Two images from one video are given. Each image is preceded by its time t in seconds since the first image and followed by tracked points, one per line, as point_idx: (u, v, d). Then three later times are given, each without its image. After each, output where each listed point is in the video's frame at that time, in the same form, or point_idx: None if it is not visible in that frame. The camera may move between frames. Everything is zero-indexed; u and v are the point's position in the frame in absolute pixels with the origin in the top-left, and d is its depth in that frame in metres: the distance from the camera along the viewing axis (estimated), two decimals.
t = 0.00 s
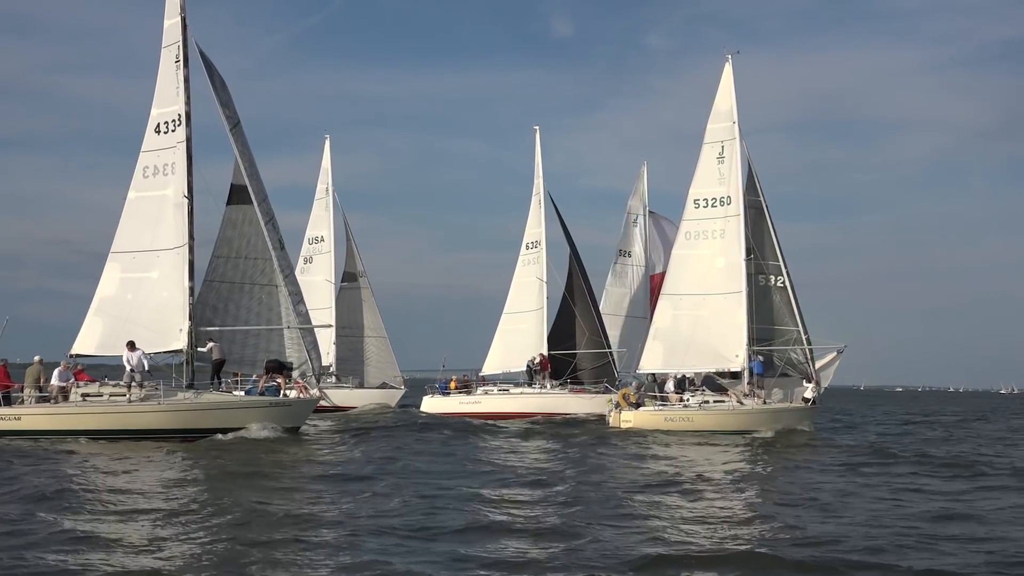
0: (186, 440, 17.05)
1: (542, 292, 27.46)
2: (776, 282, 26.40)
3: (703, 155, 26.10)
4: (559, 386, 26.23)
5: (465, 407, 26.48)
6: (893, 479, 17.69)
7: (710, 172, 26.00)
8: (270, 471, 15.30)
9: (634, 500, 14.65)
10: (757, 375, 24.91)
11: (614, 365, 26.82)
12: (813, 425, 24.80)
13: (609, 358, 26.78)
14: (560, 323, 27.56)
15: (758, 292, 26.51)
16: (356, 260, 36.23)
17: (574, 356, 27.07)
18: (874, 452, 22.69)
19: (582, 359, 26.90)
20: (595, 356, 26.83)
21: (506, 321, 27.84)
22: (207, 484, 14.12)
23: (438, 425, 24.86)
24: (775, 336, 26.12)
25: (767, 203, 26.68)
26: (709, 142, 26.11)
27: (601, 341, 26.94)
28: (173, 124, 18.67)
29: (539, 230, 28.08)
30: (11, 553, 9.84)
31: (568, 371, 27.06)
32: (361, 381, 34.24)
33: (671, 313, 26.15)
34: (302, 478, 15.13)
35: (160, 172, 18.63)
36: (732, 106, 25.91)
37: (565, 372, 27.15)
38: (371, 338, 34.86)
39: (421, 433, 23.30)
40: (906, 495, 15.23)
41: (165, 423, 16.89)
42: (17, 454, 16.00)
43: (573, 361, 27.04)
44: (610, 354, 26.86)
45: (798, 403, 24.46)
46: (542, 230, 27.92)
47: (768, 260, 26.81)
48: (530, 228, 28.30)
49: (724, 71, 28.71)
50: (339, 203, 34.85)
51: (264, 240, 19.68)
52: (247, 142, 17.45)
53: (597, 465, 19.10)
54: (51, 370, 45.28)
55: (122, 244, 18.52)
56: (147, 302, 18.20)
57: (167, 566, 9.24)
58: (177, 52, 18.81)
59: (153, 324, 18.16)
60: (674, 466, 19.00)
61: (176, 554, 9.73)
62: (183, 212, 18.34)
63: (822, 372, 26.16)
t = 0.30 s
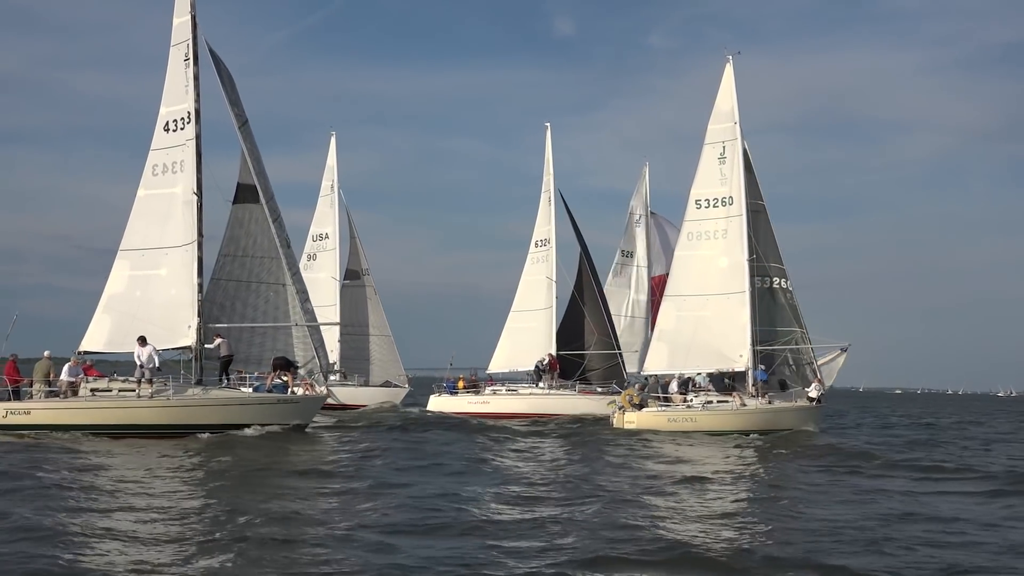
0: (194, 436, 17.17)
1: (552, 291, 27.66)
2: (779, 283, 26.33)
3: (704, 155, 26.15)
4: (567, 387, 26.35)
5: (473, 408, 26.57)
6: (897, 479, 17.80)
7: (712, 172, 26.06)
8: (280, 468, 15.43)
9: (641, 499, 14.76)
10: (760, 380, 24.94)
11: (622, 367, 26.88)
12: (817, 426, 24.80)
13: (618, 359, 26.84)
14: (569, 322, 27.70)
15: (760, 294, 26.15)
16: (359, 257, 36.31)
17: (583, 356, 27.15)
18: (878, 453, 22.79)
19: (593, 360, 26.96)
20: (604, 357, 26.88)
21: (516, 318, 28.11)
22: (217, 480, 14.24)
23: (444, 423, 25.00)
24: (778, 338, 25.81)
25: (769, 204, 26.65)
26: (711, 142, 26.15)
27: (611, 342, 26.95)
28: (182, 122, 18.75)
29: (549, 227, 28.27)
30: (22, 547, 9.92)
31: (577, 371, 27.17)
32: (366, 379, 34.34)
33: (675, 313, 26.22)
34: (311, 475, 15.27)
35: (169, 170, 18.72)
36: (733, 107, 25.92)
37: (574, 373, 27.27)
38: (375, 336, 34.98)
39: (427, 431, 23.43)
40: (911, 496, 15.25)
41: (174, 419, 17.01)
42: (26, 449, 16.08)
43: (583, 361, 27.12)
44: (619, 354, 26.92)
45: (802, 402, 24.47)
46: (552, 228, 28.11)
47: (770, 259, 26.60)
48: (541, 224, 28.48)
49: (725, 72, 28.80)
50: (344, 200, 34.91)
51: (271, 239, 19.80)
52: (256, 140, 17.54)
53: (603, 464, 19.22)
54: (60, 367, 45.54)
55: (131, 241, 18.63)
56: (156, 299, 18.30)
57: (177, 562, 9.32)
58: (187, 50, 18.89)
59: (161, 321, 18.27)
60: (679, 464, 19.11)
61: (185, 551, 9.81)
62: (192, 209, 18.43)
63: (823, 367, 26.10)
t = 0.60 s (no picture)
0: (202, 434, 17.22)
1: (561, 289, 27.86)
2: (783, 281, 26.28)
3: (707, 154, 26.12)
4: (577, 386, 26.38)
5: (486, 407, 26.61)
6: (905, 477, 17.78)
7: (716, 171, 26.06)
8: (289, 465, 15.48)
9: (649, 496, 14.77)
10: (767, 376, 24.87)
11: (633, 365, 26.99)
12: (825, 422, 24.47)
13: (629, 357, 26.92)
14: (579, 320, 27.81)
15: (764, 292, 26.17)
16: (364, 255, 36.31)
17: (595, 354, 27.25)
18: (885, 451, 22.77)
19: (604, 358, 27.09)
20: (615, 355, 26.98)
21: (524, 317, 28.33)
22: (227, 477, 14.30)
23: (451, 422, 25.05)
24: (784, 336, 25.87)
25: (773, 202, 26.65)
26: (714, 140, 26.09)
27: (621, 340, 27.04)
28: (193, 122, 18.82)
29: (558, 224, 28.43)
30: (38, 542, 10.00)
31: (590, 370, 27.31)
32: (373, 378, 34.37)
33: (681, 313, 26.24)
34: (321, 472, 15.32)
35: (179, 169, 18.78)
36: (737, 105, 25.87)
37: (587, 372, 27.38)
38: (380, 335, 35.04)
39: (434, 429, 23.48)
40: (920, 494, 15.19)
41: (184, 417, 17.07)
42: (38, 446, 16.13)
43: (594, 359, 27.23)
44: (630, 353, 26.99)
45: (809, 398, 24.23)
46: (561, 224, 28.28)
47: (773, 259, 26.60)
48: (549, 222, 28.64)
49: (728, 70, 28.77)
50: (350, 197, 34.89)
51: (280, 239, 19.86)
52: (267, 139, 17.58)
53: (611, 461, 19.25)
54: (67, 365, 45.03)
55: (141, 240, 18.70)
56: (165, 298, 18.37)
57: (188, 556, 9.37)
58: (197, 50, 18.96)
59: (171, 319, 18.33)
60: (686, 461, 19.14)
61: (197, 546, 9.88)
62: (203, 208, 18.49)
63: (830, 360, 25.91)
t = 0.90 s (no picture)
0: (206, 433, 17.32)
1: (563, 287, 27.98)
2: (783, 283, 26.24)
3: (707, 156, 26.22)
4: (580, 386, 26.56)
5: (489, 406, 26.69)
6: (905, 475, 17.86)
7: (716, 172, 26.14)
8: (294, 463, 15.58)
9: (650, 494, 14.87)
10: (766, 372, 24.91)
11: (635, 363, 27.08)
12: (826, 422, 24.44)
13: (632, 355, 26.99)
14: (581, 319, 27.92)
15: (763, 293, 26.23)
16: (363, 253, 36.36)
17: (598, 352, 27.26)
18: (885, 449, 22.84)
19: (607, 356, 27.12)
20: (617, 354, 27.07)
21: (525, 314, 28.47)
22: (231, 474, 14.41)
23: (453, 421, 25.14)
24: (784, 336, 25.89)
25: (772, 203, 26.71)
26: (714, 142, 26.20)
27: (623, 338, 27.09)
28: (198, 124, 18.89)
29: (559, 221, 28.54)
30: (46, 538, 10.14)
31: (593, 368, 27.34)
32: (373, 378, 34.42)
33: (681, 313, 26.32)
34: (324, 470, 15.42)
35: (185, 171, 18.85)
36: (736, 107, 25.95)
37: (591, 370, 27.42)
38: (380, 335, 35.14)
39: (437, 428, 23.56)
40: (920, 492, 15.25)
41: (187, 415, 17.16)
42: (42, 444, 16.18)
43: (597, 359, 27.27)
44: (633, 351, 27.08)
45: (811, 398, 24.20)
46: (562, 222, 28.41)
47: (772, 260, 26.59)
48: (551, 218, 28.74)
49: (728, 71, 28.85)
50: (350, 195, 34.94)
51: (284, 239, 19.94)
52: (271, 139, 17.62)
53: (612, 459, 19.34)
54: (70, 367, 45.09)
55: (145, 241, 18.79)
56: (168, 298, 18.45)
57: (197, 553, 9.42)
58: (203, 52, 19.03)
59: (174, 320, 18.41)
60: (688, 459, 19.23)
61: (203, 541, 10.01)
62: (207, 210, 18.55)
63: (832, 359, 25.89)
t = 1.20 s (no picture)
0: (209, 430, 17.43)
1: (566, 284, 28.13)
2: (780, 287, 26.31)
3: (708, 159, 26.38)
4: (583, 386, 26.80)
5: (491, 405, 26.82)
6: (904, 475, 18.00)
7: (716, 175, 26.28)
8: (298, 461, 15.71)
9: (651, 493, 15.01)
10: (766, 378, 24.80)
11: (637, 363, 27.20)
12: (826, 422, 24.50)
13: (634, 355, 27.10)
14: (583, 318, 28.09)
15: (761, 297, 26.34)
16: (363, 250, 36.45)
17: (600, 352, 27.40)
18: (883, 451, 22.98)
19: (608, 356, 27.26)
20: (619, 353, 27.21)
21: (527, 311, 28.68)
22: (236, 471, 14.53)
23: (454, 420, 25.27)
24: (783, 339, 25.93)
25: (772, 206, 26.83)
26: (715, 146, 26.36)
27: (625, 337, 27.20)
28: (203, 122, 18.99)
29: (562, 218, 28.69)
30: (55, 533, 10.25)
31: (594, 368, 27.47)
32: (372, 376, 34.51)
33: (681, 315, 26.46)
34: (328, 468, 15.54)
35: (190, 169, 18.95)
36: (736, 111, 26.10)
37: (592, 369, 27.55)
38: (379, 333, 35.24)
39: (439, 427, 23.68)
40: (917, 492, 15.39)
41: (191, 412, 17.26)
42: (45, 440, 16.30)
43: (599, 358, 27.40)
44: (635, 351, 27.21)
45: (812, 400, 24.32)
46: (566, 219, 28.54)
47: (771, 263, 26.67)
48: (554, 215, 28.88)
49: (729, 75, 29.00)
50: (350, 191, 35.02)
51: (287, 238, 20.04)
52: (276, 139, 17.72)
53: (614, 459, 19.46)
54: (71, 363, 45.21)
55: (149, 239, 18.88)
56: (172, 295, 18.54)
57: (204, 548, 9.55)
58: (209, 51, 19.14)
59: (178, 317, 18.50)
60: (689, 459, 19.37)
61: (210, 536, 10.13)
62: (211, 208, 18.65)
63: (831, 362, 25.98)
